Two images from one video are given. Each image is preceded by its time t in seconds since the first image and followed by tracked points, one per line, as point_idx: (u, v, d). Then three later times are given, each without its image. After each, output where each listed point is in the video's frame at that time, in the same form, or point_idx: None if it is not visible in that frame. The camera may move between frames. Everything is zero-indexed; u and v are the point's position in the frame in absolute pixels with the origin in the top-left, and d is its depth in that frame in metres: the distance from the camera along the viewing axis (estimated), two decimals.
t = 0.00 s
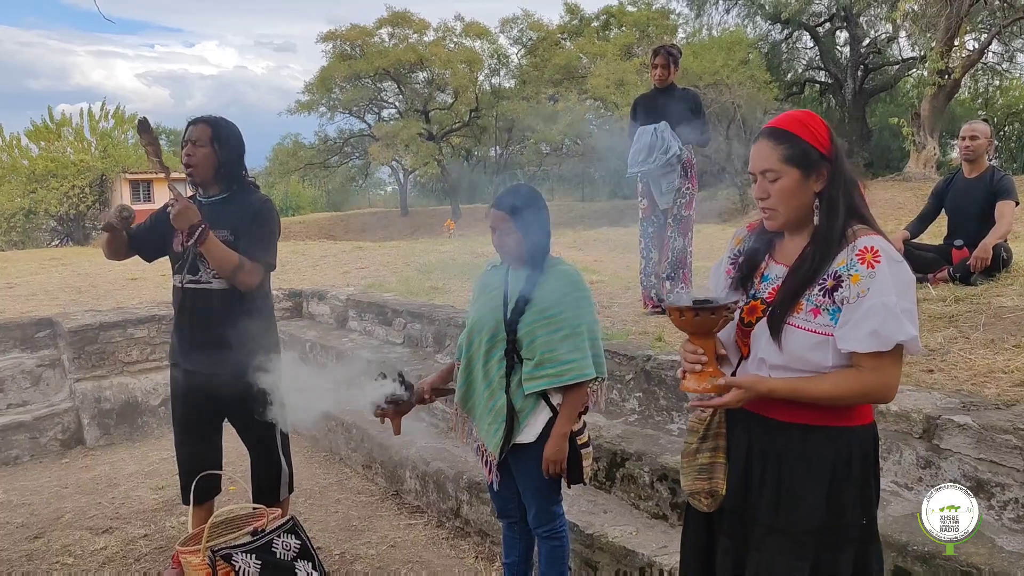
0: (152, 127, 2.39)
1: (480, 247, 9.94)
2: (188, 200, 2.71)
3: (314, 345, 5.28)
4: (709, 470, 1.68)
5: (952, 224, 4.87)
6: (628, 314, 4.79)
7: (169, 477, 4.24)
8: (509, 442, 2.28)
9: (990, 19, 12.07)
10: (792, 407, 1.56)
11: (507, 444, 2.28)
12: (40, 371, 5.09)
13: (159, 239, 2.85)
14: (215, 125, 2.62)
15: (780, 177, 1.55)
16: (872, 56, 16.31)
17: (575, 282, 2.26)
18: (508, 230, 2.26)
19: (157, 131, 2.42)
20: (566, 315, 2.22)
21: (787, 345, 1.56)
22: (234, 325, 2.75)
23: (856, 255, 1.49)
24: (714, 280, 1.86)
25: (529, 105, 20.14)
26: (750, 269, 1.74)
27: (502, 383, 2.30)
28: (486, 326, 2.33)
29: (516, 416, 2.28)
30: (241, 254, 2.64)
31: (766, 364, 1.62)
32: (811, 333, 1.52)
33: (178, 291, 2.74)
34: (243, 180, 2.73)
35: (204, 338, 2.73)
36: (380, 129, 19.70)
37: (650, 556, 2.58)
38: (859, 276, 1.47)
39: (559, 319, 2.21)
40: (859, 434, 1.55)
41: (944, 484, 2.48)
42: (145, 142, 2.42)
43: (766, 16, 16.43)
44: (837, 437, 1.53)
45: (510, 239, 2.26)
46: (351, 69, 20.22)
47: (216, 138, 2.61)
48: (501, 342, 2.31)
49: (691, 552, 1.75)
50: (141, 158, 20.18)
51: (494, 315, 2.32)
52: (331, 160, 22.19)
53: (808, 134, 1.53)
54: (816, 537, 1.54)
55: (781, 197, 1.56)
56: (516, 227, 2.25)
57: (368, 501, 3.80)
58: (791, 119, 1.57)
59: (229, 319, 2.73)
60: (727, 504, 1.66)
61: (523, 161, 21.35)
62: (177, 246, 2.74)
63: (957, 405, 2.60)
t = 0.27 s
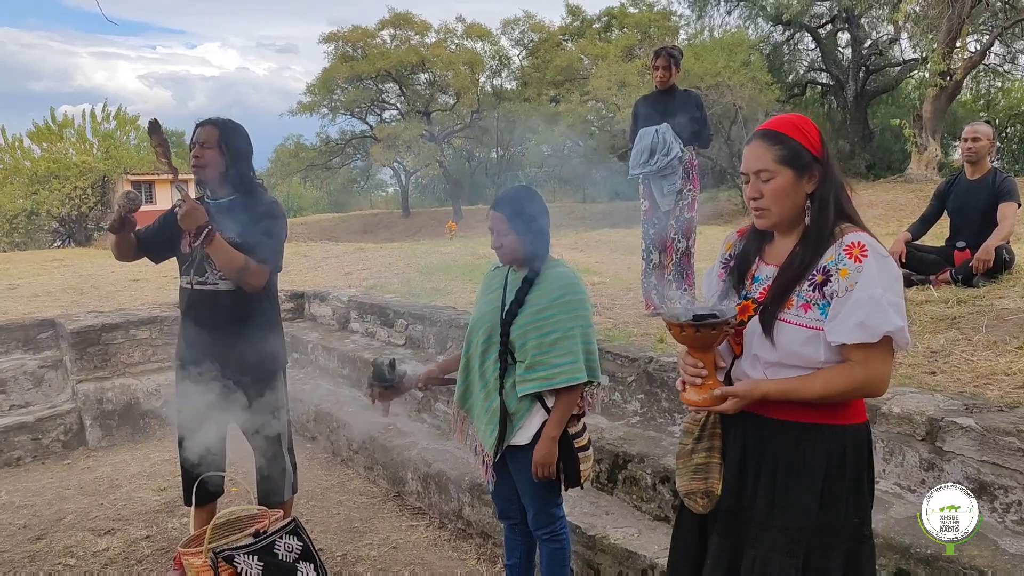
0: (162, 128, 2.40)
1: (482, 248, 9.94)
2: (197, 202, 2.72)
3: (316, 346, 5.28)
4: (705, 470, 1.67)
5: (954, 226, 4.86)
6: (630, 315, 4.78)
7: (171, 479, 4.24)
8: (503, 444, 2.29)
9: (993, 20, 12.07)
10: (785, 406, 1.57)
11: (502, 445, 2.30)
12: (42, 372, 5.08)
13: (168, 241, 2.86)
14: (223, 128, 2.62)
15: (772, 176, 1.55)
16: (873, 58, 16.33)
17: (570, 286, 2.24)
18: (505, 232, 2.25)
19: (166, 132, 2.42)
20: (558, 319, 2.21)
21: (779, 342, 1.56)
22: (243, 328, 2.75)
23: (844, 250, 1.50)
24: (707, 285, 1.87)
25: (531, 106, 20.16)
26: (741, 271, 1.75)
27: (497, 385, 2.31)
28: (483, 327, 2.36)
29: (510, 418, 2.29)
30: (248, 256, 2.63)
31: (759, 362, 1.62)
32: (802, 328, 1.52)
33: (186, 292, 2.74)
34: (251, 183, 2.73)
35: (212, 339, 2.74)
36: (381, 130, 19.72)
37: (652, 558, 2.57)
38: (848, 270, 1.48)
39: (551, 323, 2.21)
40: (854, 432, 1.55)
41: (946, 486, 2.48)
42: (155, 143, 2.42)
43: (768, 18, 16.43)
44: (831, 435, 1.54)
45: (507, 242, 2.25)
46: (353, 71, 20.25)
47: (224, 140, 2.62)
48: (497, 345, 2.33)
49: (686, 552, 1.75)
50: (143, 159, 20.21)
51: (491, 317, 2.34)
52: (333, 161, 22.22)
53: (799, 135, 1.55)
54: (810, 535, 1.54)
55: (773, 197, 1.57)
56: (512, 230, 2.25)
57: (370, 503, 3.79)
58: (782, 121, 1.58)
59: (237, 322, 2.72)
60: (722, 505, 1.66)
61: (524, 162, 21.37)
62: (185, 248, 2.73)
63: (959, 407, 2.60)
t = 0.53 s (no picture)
0: (166, 132, 2.40)
1: (483, 249, 9.94)
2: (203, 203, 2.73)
3: (317, 348, 5.28)
4: (709, 474, 1.65)
5: (956, 227, 4.86)
6: (631, 317, 4.78)
7: (172, 480, 4.24)
8: (502, 446, 2.30)
9: (993, 21, 12.07)
10: (787, 407, 1.57)
11: (502, 446, 2.30)
12: (43, 373, 5.04)
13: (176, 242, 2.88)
14: (225, 131, 2.60)
15: (772, 176, 1.55)
16: (874, 59, 16.33)
17: (569, 289, 2.24)
18: (505, 233, 2.25)
19: (169, 134, 2.41)
20: (558, 322, 2.21)
21: (780, 342, 1.56)
22: (253, 334, 2.78)
23: (842, 250, 1.50)
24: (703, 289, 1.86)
25: (531, 107, 20.16)
26: (739, 274, 1.75)
27: (496, 387, 2.31)
28: (483, 328, 2.37)
29: (509, 420, 2.29)
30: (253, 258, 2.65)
31: (759, 363, 1.62)
32: (802, 328, 1.52)
33: (193, 294, 2.77)
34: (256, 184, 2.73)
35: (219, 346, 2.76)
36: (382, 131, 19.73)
37: (653, 560, 2.57)
38: (846, 270, 1.48)
39: (550, 325, 2.21)
40: (853, 432, 1.57)
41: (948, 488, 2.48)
42: (160, 145, 2.43)
43: (768, 19, 16.43)
44: (832, 434, 1.55)
45: (507, 242, 2.25)
46: (354, 72, 20.27)
47: (226, 143, 2.61)
48: (495, 346, 2.34)
49: (687, 556, 1.74)
50: (144, 160, 20.23)
51: (492, 318, 2.35)
52: (334, 162, 22.24)
53: (798, 137, 1.55)
54: (814, 533, 1.55)
55: (772, 197, 1.57)
56: (513, 231, 2.25)
57: (371, 504, 3.79)
58: (782, 124, 1.59)
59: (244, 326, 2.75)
60: (727, 508, 1.64)
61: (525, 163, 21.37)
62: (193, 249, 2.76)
63: (960, 409, 2.60)
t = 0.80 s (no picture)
0: (173, 131, 2.40)
1: (483, 250, 9.94)
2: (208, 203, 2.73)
3: (317, 348, 5.28)
4: (709, 476, 1.67)
5: (956, 228, 4.87)
6: (631, 317, 4.78)
7: (172, 481, 4.24)
8: (508, 446, 2.29)
9: (994, 22, 12.07)
10: (790, 410, 1.59)
11: (506, 448, 2.29)
12: (43, 373, 5.05)
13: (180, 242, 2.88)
14: (230, 132, 2.60)
15: (776, 174, 1.56)
16: (874, 60, 16.33)
17: (574, 289, 2.25)
18: (510, 233, 2.25)
19: (177, 133, 2.42)
20: (564, 321, 2.21)
21: (783, 343, 1.57)
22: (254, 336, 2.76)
23: (845, 250, 1.52)
24: (708, 290, 1.86)
25: (532, 108, 20.16)
26: (744, 274, 1.76)
27: (501, 388, 2.30)
28: (485, 329, 2.34)
29: (515, 421, 2.29)
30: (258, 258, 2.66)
31: (763, 364, 1.63)
32: (805, 329, 1.54)
33: (195, 294, 2.77)
34: (261, 185, 2.73)
35: (225, 348, 2.74)
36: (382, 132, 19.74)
37: (653, 561, 2.57)
38: (850, 270, 1.49)
39: (557, 324, 2.21)
40: (857, 435, 1.58)
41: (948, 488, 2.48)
42: (166, 145, 2.43)
43: (769, 20, 16.42)
44: (836, 437, 1.56)
45: (511, 242, 2.25)
46: (354, 72, 20.25)
47: (231, 145, 2.61)
48: (500, 347, 2.32)
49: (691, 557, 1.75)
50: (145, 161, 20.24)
51: (494, 319, 2.33)
52: (334, 163, 22.23)
53: (804, 136, 1.56)
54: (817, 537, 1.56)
55: (776, 196, 1.58)
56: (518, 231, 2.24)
57: (371, 505, 3.79)
58: (787, 123, 1.60)
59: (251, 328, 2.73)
60: (727, 510, 1.66)
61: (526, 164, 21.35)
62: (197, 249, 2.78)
63: (961, 409, 2.60)
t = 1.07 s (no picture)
0: (175, 131, 2.41)
1: (483, 251, 9.95)
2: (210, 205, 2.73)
3: (316, 349, 5.29)
4: (724, 485, 1.65)
5: (956, 229, 4.87)
6: (631, 318, 4.77)
7: (171, 481, 4.24)
8: (516, 449, 2.28)
9: (993, 23, 12.07)
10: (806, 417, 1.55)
11: (514, 449, 2.28)
12: (43, 374, 5.07)
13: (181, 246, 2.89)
14: (231, 135, 2.61)
15: (789, 175, 1.55)
16: (874, 61, 16.34)
17: (577, 287, 2.26)
18: (513, 234, 2.24)
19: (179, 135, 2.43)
20: (571, 320, 2.22)
21: (799, 349, 1.54)
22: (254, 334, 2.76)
23: (865, 254, 1.49)
24: (724, 290, 1.85)
25: (532, 109, 20.17)
26: (759, 276, 1.74)
27: (508, 389, 2.30)
28: (489, 331, 2.33)
29: (523, 421, 2.28)
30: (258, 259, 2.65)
31: (780, 371, 1.60)
32: (822, 335, 1.51)
33: (195, 294, 2.78)
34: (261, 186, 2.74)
35: (222, 346, 2.72)
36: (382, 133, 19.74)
37: (653, 562, 2.57)
38: (869, 275, 1.46)
39: (563, 324, 2.22)
40: (875, 444, 1.54)
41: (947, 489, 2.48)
42: (169, 146, 2.43)
43: (769, 21, 16.42)
44: (854, 445, 1.53)
45: (513, 243, 2.24)
46: (354, 73, 20.26)
47: (230, 148, 2.61)
48: (507, 348, 2.31)
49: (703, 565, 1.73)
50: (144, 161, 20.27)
51: (498, 320, 2.32)
52: (334, 164, 22.26)
53: (817, 134, 1.55)
54: (833, 549, 1.53)
55: (787, 196, 1.57)
56: (519, 230, 2.24)
57: (370, 506, 3.79)
58: (800, 120, 1.58)
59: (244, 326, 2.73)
60: (741, 520, 1.64)
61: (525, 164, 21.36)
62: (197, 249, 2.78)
63: (960, 410, 2.60)
